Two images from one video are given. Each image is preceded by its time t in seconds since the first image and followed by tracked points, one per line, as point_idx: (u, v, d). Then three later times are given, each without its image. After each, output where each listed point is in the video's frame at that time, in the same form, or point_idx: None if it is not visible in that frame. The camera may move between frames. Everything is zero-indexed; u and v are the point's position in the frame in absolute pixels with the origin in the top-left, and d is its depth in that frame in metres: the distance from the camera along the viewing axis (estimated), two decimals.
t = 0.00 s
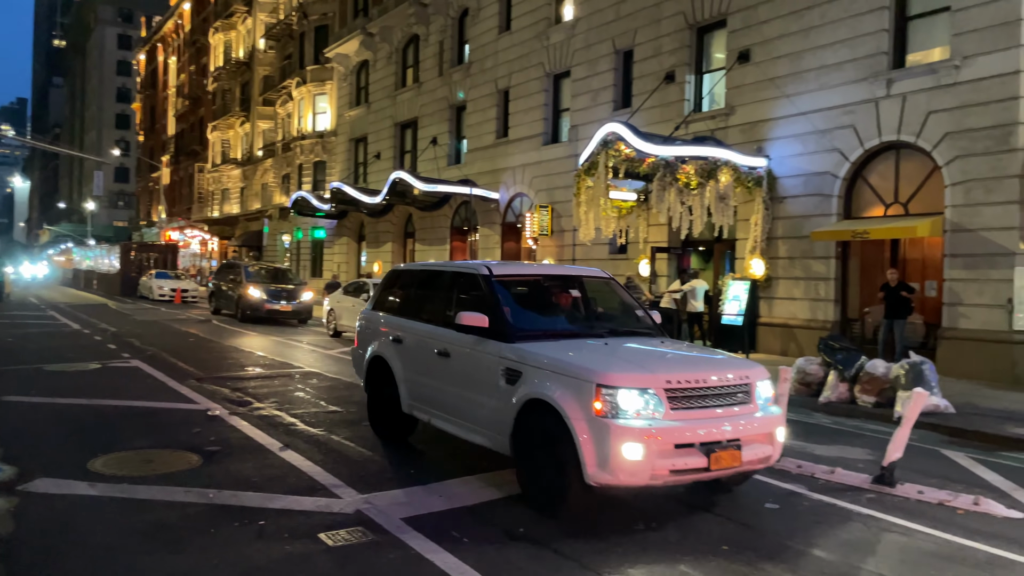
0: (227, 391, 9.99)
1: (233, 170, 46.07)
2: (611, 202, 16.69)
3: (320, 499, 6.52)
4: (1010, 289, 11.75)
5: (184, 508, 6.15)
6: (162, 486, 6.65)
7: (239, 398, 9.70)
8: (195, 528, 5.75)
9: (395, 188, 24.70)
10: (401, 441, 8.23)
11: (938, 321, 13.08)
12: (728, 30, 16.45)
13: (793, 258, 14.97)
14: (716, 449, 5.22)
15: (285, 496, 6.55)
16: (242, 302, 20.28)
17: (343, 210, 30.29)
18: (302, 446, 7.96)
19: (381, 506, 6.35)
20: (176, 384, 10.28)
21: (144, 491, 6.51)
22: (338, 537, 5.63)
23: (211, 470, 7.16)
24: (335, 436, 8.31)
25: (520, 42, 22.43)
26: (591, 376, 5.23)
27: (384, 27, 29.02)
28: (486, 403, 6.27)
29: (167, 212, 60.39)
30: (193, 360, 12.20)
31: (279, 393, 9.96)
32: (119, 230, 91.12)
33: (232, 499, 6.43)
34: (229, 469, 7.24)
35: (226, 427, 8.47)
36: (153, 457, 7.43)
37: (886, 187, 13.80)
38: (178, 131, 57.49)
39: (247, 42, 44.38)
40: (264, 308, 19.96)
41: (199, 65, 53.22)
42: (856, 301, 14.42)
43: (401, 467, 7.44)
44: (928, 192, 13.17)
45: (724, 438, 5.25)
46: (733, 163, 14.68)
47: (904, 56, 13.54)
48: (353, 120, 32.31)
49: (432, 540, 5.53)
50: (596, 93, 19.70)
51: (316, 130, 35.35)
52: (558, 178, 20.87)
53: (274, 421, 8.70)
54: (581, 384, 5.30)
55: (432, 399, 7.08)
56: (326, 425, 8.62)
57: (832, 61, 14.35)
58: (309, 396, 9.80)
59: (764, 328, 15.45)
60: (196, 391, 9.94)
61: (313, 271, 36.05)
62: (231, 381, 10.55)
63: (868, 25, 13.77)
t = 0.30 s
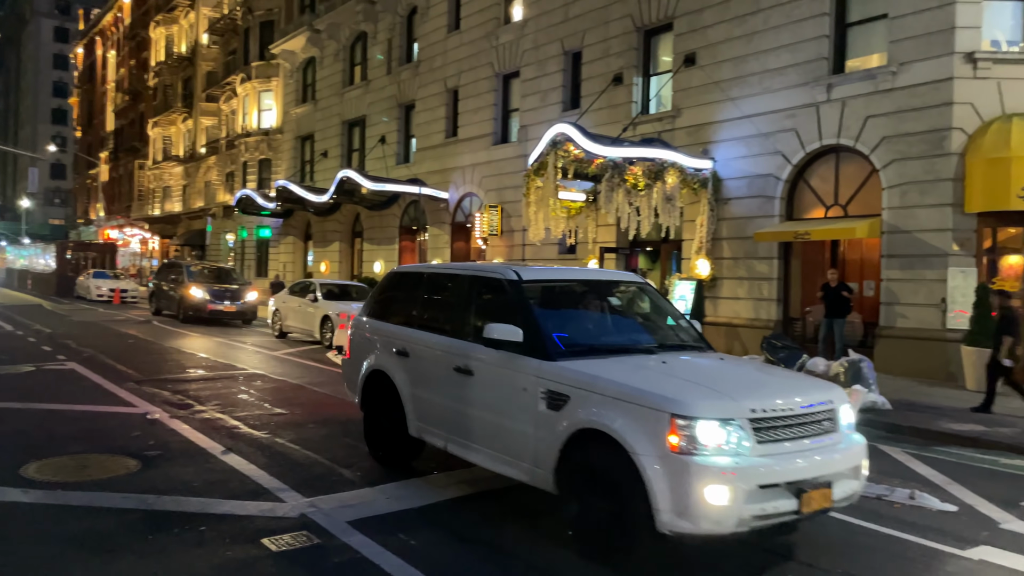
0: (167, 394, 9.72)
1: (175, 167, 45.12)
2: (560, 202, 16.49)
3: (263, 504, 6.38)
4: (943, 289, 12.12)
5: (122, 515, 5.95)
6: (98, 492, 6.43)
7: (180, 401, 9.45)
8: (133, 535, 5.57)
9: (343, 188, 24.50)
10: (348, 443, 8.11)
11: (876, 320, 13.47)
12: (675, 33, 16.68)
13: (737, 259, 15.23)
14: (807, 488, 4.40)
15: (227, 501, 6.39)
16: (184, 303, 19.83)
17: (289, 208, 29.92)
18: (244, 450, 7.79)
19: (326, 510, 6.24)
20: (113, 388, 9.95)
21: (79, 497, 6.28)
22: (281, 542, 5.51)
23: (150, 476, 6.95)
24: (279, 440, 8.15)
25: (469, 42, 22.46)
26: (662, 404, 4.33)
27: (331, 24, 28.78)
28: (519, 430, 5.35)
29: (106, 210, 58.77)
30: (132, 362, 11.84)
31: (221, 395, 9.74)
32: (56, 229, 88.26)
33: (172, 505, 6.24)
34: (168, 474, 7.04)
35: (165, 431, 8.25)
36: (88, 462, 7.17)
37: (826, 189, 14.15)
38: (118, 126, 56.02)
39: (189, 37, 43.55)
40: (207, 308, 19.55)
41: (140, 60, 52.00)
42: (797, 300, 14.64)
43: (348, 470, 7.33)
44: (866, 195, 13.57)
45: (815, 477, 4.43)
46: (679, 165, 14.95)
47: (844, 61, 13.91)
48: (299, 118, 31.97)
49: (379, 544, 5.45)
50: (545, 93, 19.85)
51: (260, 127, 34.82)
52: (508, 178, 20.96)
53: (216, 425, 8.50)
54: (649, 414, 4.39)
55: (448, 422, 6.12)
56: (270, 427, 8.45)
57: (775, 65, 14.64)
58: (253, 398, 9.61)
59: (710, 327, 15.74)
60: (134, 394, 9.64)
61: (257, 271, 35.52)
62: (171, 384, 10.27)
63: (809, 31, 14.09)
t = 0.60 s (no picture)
0: (109, 397, 9.46)
1: (119, 163, 44.15)
2: (513, 202, 16.72)
3: (209, 508, 6.22)
4: (885, 288, 12.44)
5: (60, 521, 5.75)
6: (34, 498, 6.20)
7: (122, 403, 9.20)
8: (72, 542, 5.38)
9: (293, 185, 24.24)
10: (298, 444, 8.01)
11: (821, 319, 13.62)
12: (627, 35, 16.86)
13: (687, 258, 15.46)
14: (934, 532, 3.64)
15: (171, 506, 6.23)
16: (127, 303, 19.37)
17: (238, 206, 29.49)
18: (190, 453, 7.62)
19: (274, 513, 6.12)
20: (53, 390, 9.63)
21: (14, 504, 6.05)
22: (227, 547, 5.38)
23: (90, 480, 6.73)
24: (226, 442, 7.99)
25: (422, 40, 22.46)
26: (772, 433, 3.51)
27: (281, 19, 28.53)
28: (571, 458, 4.44)
29: (47, 207, 57.17)
30: (73, 364, 11.50)
31: (166, 397, 9.53)
32: None
33: (113, 510, 6.05)
34: (110, 478, 6.83)
35: (107, 434, 8.02)
36: (25, 468, 6.93)
37: (774, 189, 14.35)
38: (59, 122, 54.55)
39: (134, 30, 42.71)
40: (151, 308, 19.14)
41: (82, 53, 50.81)
42: (746, 300, 14.88)
43: (297, 473, 7.21)
44: (812, 195, 13.76)
45: (943, 518, 3.68)
46: (632, 165, 15.22)
47: (790, 65, 14.15)
48: (248, 114, 31.64)
49: (328, 548, 5.37)
50: (499, 93, 19.95)
51: (208, 124, 34.29)
52: (461, 177, 20.99)
53: (160, 428, 8.30)
54: (753, 444, 3.56)
55: (479, 447, 5.17)
56: (217, 430, 8.29)
57: (724, 68, 14.86)
58: (199, 400, 9.42)
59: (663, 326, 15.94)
60: (75, 397, 9.36)
61: (205, 269, 34.98)
62: (113, 386, 10.00)
63: (757, 35, 14.33)
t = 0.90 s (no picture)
0: (38, 400, 9.10)
1: (48, 159, 42.74)
2: (458, 201, 16.51)
3: (144, 514, 6.01)
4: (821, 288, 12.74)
5: None
6: None
7: (52, 407, 8.86)
8: None
9: (233, 182, 23.82)
10: (238, 446, 7.84)
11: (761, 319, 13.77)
12: (572, 35, 16.99)
13: (631, 258, 15.62)
14: None
15: (104, 512, 6.00)
16: (58, 303, 18.70)
17: (175, 203, 28.88)
18: (124, 458, 7.37)
19: (212, 518, 5.96)
20: None
21: None
22: (163, 554, 5.20)
23: (17, 488, 6.45)
24: (162, 445, 7.77)
25: (366, 36, 22.33)
26: (973, 479, 2.80)
27: (220, 13, 28.08)
28: (680, 505, 3.62)
29: None
30: None
31: (99, 401, 9.22)
32: None
33: (41, 518, 5.80)
34: (38, 485, 6.56)
35: (36, 439, 7.71)
36: None
37: (715, 191, 14.65)
38: None
39: (67, 22, 41.56)
40: (83, 308, 18.54)
41: (10, 45, 49.28)
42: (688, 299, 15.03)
43: (236, 477, 7.03)
44: (751, 197, 14.08)
45: None
46: (577, 165, 15.28)
47: (731, 68, 14.44)
48: (186, 109, 31.04)
49: (270, 552, 5.26)
50: (443, 91, 19.93)
51: (144, 118, 33.55)
52: (405, 175, 20.89)
53: (93, 432, 8.03)
54: (946, 491, 2.83)
55: (551, 488, 4.30)
56: (153, 433, 8.05)
57: (667, 70, 15.08)
58: (134, 403, 9.14)
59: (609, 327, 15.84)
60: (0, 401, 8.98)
61: (142, 268, 34.17)
62: (43, 389, 9.62)
63: (699, 38, 14.57)
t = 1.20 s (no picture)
0: None
1: None
2: (408, 200, 16.33)
3: (81, 521, 5.81)
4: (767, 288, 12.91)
5: None
6: None
7: None
8: None
9: (176, 179, 23.39)
10: (182, 449, 7.67)
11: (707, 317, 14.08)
12: (522, 35, 17.04)
13: (581, 258, 15.72)
14: None
15: (37, 519, 5.78)
16: None
17: (115, 200, 28.22)
18: (60, 462, 7.13)
19: (152, 523, 5.79)
20: None
21: None
22: (100, 562, 5.03)
23: None
24: (100, 449, 7.54)
25: (314, 32, 22.11)
26: None
27: (163, 6, 27.54)
28: (849, 561, 2.94)
29: None
30: None
31: (34, 404, 8.92)
32: None
33: None
34: None
35: None
36: None
37: (663, 192, 14.87)
38: None
39: (3, 13, 40.52)
40: (18, 309, 17.95)
41: None
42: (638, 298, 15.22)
43: (178, 481, 6.84)
44: (698, 198, 14.34)
45: None
46: (527, 165, 15.42)
47: (679, 70, 14.66)
48: (126, 104, 30.36)
49: (212, 558, 5.14)
50: (393, 89, 19.81)
51: (83, 113, 32.73)
52: (354, 173, 20.74)
53: (26, 436, 7.74)
54: None
55: (661, 531, 3.57)
56: (91, 437, 7.81)
57: (616, 71, 15.23)
58: (71, 406, 8.86)
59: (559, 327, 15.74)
60: None
61: (80, 266, 33.34)
62: None
63: (649, 39, 14.75)
